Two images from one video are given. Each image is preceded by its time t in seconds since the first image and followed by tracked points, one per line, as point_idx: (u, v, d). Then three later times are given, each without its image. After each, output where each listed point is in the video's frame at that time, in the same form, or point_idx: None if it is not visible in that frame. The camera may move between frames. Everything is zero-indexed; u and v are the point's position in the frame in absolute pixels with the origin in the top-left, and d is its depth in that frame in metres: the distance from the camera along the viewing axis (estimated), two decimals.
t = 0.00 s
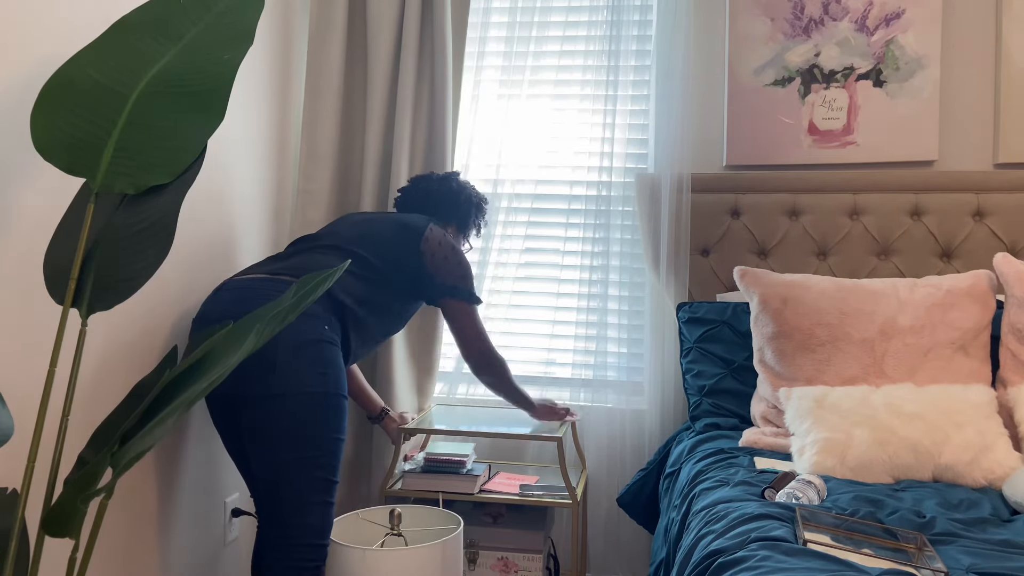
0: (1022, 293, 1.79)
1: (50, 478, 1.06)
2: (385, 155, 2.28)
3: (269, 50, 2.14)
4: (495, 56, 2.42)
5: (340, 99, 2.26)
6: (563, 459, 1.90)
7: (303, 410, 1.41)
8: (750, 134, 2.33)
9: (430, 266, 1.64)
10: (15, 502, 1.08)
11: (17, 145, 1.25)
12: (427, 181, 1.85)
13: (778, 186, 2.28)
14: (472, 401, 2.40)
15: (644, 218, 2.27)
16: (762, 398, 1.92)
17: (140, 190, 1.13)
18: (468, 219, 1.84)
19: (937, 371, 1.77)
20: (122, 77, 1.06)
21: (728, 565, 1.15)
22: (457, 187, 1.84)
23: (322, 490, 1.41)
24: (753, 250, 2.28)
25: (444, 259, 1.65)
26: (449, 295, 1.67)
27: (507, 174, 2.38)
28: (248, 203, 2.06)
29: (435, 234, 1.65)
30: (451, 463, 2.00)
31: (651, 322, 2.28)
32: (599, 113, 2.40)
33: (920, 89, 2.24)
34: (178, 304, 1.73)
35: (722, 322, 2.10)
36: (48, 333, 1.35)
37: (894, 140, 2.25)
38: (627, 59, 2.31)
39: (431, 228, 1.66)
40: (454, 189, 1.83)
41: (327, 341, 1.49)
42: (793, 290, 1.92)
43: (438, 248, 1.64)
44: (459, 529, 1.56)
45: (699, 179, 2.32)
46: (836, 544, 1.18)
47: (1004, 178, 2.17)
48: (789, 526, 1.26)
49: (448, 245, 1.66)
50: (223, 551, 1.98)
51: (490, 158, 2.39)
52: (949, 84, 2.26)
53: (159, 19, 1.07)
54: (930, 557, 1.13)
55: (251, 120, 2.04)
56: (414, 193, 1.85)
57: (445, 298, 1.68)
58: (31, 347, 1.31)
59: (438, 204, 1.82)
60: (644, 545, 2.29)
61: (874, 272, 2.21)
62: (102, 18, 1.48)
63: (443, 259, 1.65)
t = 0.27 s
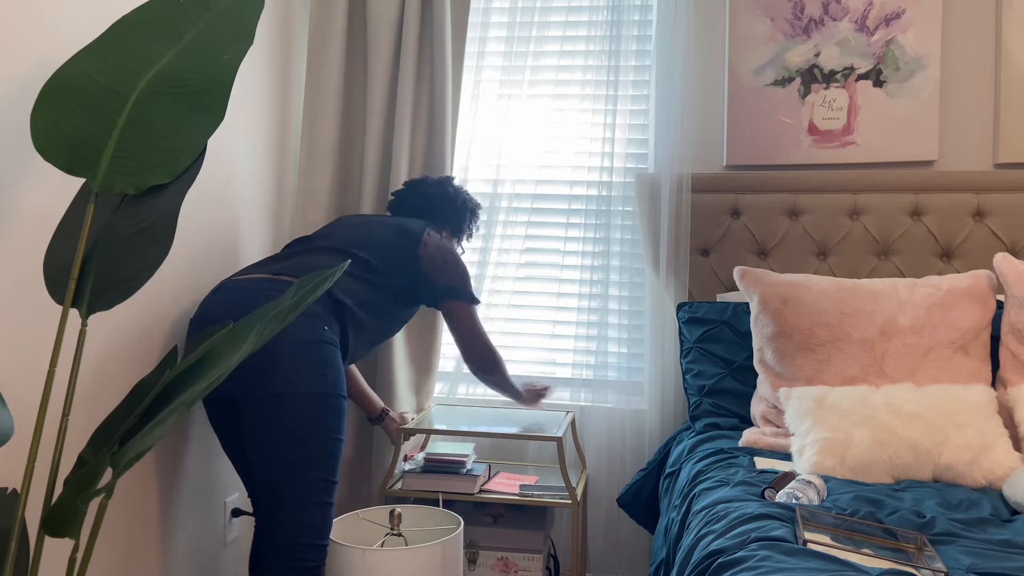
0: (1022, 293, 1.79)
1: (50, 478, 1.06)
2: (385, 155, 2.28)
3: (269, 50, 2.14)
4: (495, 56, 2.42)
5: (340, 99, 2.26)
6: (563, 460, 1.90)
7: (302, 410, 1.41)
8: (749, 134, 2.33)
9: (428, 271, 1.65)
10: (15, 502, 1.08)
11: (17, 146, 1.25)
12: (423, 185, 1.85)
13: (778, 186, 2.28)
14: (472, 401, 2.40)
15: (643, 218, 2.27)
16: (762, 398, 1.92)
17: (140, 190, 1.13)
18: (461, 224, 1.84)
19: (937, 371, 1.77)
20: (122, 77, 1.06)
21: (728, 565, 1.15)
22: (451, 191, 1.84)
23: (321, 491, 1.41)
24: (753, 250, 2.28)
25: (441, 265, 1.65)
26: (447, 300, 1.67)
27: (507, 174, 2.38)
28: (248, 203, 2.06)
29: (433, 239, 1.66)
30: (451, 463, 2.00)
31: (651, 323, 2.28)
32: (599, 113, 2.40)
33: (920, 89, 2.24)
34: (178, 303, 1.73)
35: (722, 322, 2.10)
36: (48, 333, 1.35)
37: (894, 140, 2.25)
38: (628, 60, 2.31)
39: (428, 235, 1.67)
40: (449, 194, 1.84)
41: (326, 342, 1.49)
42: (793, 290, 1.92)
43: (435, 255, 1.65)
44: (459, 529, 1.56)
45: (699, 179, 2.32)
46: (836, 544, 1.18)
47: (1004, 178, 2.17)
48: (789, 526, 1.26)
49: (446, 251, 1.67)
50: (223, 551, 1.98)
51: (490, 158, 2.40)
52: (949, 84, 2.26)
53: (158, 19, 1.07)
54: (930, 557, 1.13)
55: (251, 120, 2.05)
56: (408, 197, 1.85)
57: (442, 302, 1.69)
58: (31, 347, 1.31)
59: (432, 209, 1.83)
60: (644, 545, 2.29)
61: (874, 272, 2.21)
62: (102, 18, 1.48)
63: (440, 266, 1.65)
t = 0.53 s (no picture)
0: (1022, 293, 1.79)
1: (50, 478, 1.06)
2: (385, 155, 2.28)
3: (269, 50, 2.14)
4: (495, 56, 2.42)
5: (340, 99, 2.26)
6: (563, 460, 1.90)
7: (303, 411, 1.41)
8: (749, 134, 2.33)
9: (427, 265, 1.67)
10: (16, 502, 1.08)
11: (17, 146, 1.25)
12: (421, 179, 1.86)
13: (778, 186, 2.28)
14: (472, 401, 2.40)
15: (644, 218, 2.27)
16: (762, 398, 1.92)
17: (141, 190, 1.13)
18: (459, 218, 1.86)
19: (937, 371, 1.77)
20: (122, 77, 1.06)
21: (728, 565, 1.15)
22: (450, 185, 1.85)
23: (321, 492, 1.41)
24: (753, 250, 2.28)
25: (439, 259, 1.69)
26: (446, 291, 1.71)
27: (507, 174, 2.38)
28: (248, 203, 2.06)
29: (431, 233, 1.69)
30: (451, 463, 2.00)
31: (651, 323, 2.28)
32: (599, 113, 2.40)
33: (920, 89, 2.24)
34: (178, 303, 1.73)
35: (722, 322, 2.10)
36: (48, 332, 1.35)
37: (894, 141, 2.25)
38: (627, 59, 2.31)
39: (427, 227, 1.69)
40: (448, 188, 1.85)
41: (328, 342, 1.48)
42: (793, 290, 1.92)
43: (434, 248, 1.68)
44: (459, 529, 1.56)
45: (699, 179, 2.32)
46: (836, 544, 1.18)
47: (1004, 178, 2.17)
48: (789, 526, 1.26)
49: (444, 244, 1.70)
50: (223, 550, 1.98)
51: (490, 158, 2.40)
52: (949, 84, 2.26)
53: (159, 19, 1.07)
54: (930, 557, 1.13)
55: (251, 120, 2.04)
56: (405, 189, 1.86)
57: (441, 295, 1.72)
58: (31, 347, 1.31)
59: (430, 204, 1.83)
60: (644, 545, 2.29)
61: (874, 272, 2.21)
62: (102, 18, 1.48)
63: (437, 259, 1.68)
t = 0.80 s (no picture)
0: (1022, 293, 1.79)
1: (50, 478, 1.06)
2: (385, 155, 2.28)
3: (268, 50, 2.14)
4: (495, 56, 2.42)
5: (340, 99, 2.26)
6: (562, 460, 1.90)
7: (302, 416, 1.41)
8: (749, 134, 2.33)
9: (424, 256, 1.66)
10: (16, 502, 1.08)
11: (17, 146, 1.25)
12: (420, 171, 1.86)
13: (779, 186, 2.28)
14: (472, 401, 2.40)
15: (643, 218, 2.27)
16: (762, 398, 1.92)
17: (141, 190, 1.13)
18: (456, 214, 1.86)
19: (937, 371, 1.77)
20: (122, 77, 1.06)
21: (728, 565, 1.15)
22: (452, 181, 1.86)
23: (319, 497, 1.41)
24: (753, 250, 2.28)
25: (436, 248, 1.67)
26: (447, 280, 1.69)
27: (507, 174, 2.38)
28: (247, 203, 2.06)
29: (426, 222, 1.68)
30: (451, 463, 2.00)
31: (651, 323, 2.28)
32: (599, 113, 2.40)
33: (920, 89, 2.24)
34: (178, 303, 1.73)
35: (722, 322, 2.10)
36: (48, 332, 1.35)
37: (894, 141, 2.25)
38: (627, 60, 2.31)
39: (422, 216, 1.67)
40: (449, 184, 1.85)
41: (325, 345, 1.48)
42: (793, 290, 1.92)
43: (430, 237, 1.67)
44: (459, 530, 1.56)
45: (699, 179, 2.32)
46: (836, 544, 1.18)
47: (1004, 178, 2.17)
48: (789, 526, 1.26)
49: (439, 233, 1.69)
50: (222, 550, 1.98)
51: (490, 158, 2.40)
52: (949, 83, 2.26)
53: (160, 19, 1.07)
54: (930, 557, 1.13)
55: (251, 119, 2.04)
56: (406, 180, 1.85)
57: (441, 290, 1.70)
58: (32, 347, 1.31)
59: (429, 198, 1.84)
60: (644, 545, 2.29)
61: (874, 272, 2.21)
62: (102, 18, 1.48)
63: (434, 249, 1.67)
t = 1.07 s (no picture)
0: (1022, 293, 1.79)
1: (50, 478, 1.06)
2: (385, 155, 2.28)
3: (269, 50, 2.14)
4: (496, 56, 2.42)
5: (340, 99, 2.26)
6: (563, 460, 1.90)
7: (302, 417, 1.41)
8: (749, 134, 2.33)
9: (426, 254, 1.66)
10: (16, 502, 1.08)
11: (17, 146, 1.25)
12: (418, 171, 1.86)
13: (779, 186, 2.28)
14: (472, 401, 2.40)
15: (644, 218, 2.27)
16: (762, 398, 1.92)
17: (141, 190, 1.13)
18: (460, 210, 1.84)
19: (937, 371, 1.77)
20: (122, 76, 1.06)
21: (728, 565, 1.15)
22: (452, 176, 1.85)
23: (320, 498, 1.41)
24: (753, 250, 2.28)
25: (440, 249, 1.67)
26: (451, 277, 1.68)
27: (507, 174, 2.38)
28: (247, 203, 2.06)
29: (428, 221, 1.67)
30: (451, 463, 2.00)
31: (651, 323, 2.28)
32: (599, 113, 2.40)
33: (920, 89, 2.24)
34: (178, 303, 1.73)
35: (722, 322, 2.10)
36: (48, 332, 1.35)
37: (894, 141, 2.25)
38: (627, 60, 2.31)
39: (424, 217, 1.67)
40: (448, 179, 1.84)
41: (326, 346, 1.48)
42: (793, 290, 1.92)
43: (433, 237, 1.66)
44: (459, 529, 1.56)
45: (699, 179, 2.32)
46: (836, 544, 1.18)
47: (1004, 178, 2.17)
48: (789, 526, 1.26)
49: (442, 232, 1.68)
50: (222, 550, 1.98)
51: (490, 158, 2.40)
52: (949, 84, 2.26)
53: (160, 19, 1.07)
54: (930, 557, 1.13)
55: (251, 119, 2.05)
56: (405, 182, 1.85)
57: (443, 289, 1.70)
58: (32, 347, 1.31)
59: (430, 196, 1.83)
60: (644, 545, 2.29)
61: (874, 272, 2.21)
62: (102, 18, 1.48)
63: (437, 249, 1.67)
